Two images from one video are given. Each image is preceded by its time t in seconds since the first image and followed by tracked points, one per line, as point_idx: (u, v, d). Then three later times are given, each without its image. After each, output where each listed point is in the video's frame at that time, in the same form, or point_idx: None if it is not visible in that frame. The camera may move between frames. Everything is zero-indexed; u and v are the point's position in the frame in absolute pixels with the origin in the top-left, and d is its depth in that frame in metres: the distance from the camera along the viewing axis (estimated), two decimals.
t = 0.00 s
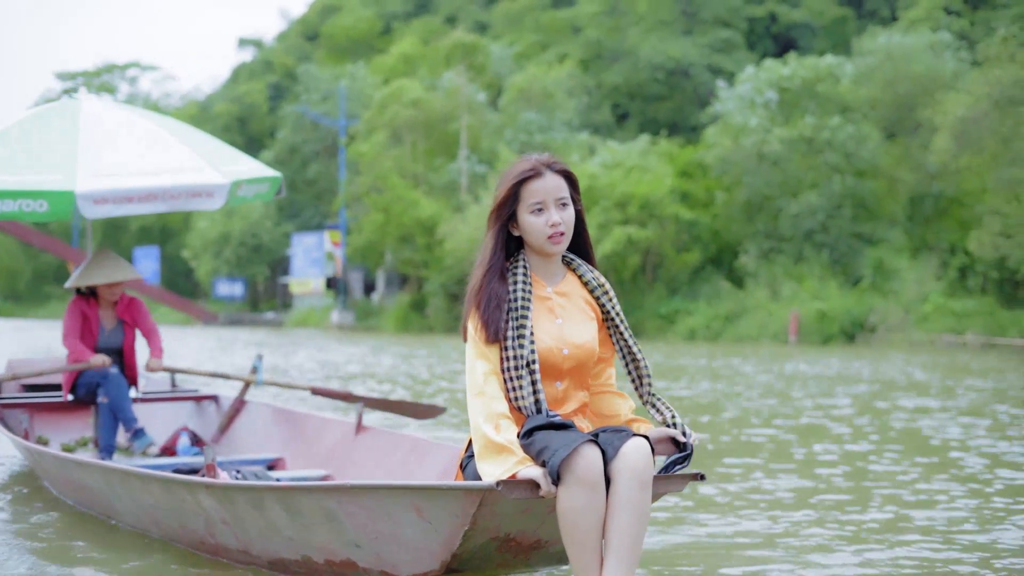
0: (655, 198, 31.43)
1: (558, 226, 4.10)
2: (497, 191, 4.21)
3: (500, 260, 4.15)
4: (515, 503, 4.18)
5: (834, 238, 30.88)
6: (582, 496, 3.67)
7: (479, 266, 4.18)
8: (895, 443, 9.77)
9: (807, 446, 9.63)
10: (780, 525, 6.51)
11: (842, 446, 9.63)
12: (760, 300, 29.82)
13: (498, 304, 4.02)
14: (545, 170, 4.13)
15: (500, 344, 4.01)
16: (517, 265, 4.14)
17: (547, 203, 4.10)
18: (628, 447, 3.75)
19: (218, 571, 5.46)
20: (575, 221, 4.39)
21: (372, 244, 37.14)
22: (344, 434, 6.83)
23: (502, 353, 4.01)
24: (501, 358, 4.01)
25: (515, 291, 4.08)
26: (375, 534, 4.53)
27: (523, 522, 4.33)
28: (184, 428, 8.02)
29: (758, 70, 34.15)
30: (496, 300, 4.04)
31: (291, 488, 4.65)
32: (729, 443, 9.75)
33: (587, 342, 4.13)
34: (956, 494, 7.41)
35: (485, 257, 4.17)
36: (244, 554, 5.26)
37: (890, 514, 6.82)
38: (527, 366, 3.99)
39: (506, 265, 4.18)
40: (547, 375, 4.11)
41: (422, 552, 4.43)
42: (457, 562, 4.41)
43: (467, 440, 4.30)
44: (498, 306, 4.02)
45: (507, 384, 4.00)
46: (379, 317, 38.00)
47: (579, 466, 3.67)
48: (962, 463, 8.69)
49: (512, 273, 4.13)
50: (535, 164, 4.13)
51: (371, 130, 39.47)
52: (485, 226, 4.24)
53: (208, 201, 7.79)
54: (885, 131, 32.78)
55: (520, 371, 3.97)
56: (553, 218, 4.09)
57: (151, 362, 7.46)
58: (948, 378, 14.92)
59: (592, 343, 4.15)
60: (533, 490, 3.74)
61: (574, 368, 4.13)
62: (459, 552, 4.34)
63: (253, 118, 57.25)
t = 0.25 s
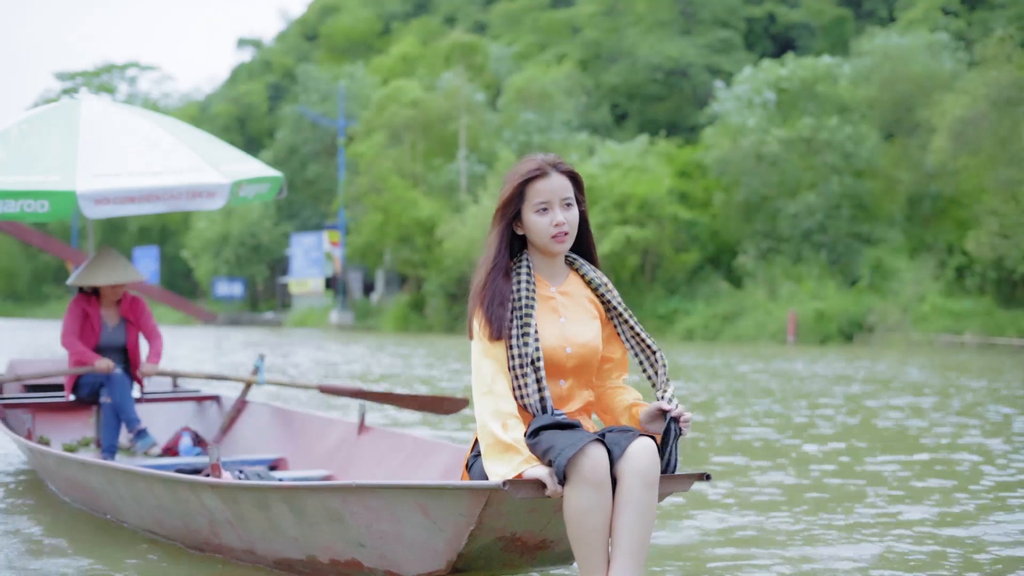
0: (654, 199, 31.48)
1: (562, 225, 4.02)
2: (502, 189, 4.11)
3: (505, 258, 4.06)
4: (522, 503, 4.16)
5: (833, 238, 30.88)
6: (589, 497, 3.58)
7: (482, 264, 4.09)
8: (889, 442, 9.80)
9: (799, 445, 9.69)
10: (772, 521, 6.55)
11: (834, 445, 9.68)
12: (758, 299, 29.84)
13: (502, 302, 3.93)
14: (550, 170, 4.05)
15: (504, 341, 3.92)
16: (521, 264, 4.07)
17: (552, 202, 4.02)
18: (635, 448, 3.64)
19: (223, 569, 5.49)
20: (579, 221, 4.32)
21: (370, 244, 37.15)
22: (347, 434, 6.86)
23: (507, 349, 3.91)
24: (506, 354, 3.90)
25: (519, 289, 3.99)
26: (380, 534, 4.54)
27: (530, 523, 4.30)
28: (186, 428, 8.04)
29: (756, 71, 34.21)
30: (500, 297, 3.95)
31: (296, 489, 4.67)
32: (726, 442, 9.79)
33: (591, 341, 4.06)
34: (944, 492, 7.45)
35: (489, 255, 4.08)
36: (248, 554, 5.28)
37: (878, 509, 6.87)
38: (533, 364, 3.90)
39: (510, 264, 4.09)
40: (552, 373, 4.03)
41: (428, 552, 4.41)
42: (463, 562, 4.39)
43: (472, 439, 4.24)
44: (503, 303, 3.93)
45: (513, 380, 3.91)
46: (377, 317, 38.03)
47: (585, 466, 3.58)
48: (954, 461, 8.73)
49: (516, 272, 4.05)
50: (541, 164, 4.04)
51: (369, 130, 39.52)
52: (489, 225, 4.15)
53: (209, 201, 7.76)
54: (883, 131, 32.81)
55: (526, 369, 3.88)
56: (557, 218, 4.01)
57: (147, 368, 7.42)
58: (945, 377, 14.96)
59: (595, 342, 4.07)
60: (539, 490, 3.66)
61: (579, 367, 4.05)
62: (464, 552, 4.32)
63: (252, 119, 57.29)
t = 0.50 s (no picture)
0: (653, 199, 31.54)
1: (567, 226, 3.99)
2: (508, 189, 4.07)
3: (510, 257, 4.03)
4: (529, 503, 4.15)
5: (831, 238, 30.91)
6: (596, 496, 3.59)
7: (488, 263, 4.05)
8: (886, 442, 9.83)
9: (794, 444, 9.72)
10: (763, 519, 6.59)
11: (829, 445, 9.71)
12: (757, 299, 29.87)
13: (507, 301, 3.91)
14: (557, 171, 4.01)
15: (509, 339, 3.88)
16: (526, 264, 4.02)
17: (557, 203, 3.98)
18: (642, 449, 3.66)
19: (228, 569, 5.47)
20: (583, 222, 4.27)
21: (370, 244, 37.17)
22: (349, 434, 6.88)
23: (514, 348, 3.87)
24: (514, 352, 3.86)
25: (525, 289, 3.95)
26: (387, 534, 4.52)
27: (536, 523, 4.30)
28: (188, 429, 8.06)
29: (755, 71, 34.27)
30: (505, 296, 3.92)
31: (301, 489, 4.66)
32: (724, 442, 9.83)
33: (596, 340, 4.01)
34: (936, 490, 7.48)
35: (495, 253, 4.04)
36: (253, 554, 5.27)
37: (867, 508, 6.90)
38: (539, 363, 3.85)
39: (515, 263, 4.05)
40: (556, 372, 3.97)
41: (433, 552, 4.40)
42: (469, 562, 4.38)
43: (480, 439, 4.25)
44: (508, 302, 3.90)
45: (520, 379, 3.87)
46: (377, 318, 38.08)
47: (591, 466, 3.58)
48: (947, 461, 8.77)
49: (521, 270, 4.01)
50: (547, 165, 4.00)
51: (369, 130, 39.58)
52: (495, 223, 4.10)
53: (211, 201, 7.70)
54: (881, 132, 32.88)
55: (533, 368, 3.83)
56: (563, 219, 3.97)
57: (144, 370, 7.39)
58: (944, 377, 14.98)
59: (600, 339, 4.01)
60: (546, 490, 3.65)
61: (583, 365, 3.99)
62: (470, 552, 4.32)
63: (252, 119, 57.33)
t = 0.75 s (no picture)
0: (652, 199, 31.57)
1: (572, 228, 3.97)
2: (514, 189, 4.06)
3: (516, 256, 4.02)
4: (534, 502, 4.17)
5: (830, 238, 30.93)
6: (604, 494, 3.57)
7: (494, 261, 4.05)
8: (882, 442, 9.87)
9: (788, 444, 9.76)
10: (756, 520, 6.63)
11: (824, 445, 9.74)
12: (756, 299, 29.89)
13: (514, 299, 3.89)
14: (563, 173, 3.99)
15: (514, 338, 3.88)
16: (531, 264, 4.01)
17: (563, 204, 3.97)
18: (650, 449, 3.65)
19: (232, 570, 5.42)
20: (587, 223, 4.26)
21: (369, 244, 37.17)
22: (350, 434, 6.91)
23: (521, 346, 3.86)
24: (520, 350, 3.86)
25: (530, 288, 3.95)
26: (392, 534, 4.49)
27: (541, 523, 4.31)
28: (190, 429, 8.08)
29: (754, 71, 34.30)
30: (511, 294, 3.91)
31: (306, 489, 4.60)
32: (720, 441, 9.86)
33: (600, 340, 4.00)
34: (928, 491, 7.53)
35: (502, 253, 4.04)
36: (258, 553, 5.21)
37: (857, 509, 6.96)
38: (545, 362, 3.86)
39: (520, 264, 4.04)
40: (561, 372, 3.97)
41: (439, 551, 4.40)
42: (474, 561, 4.39)
43: (486, 438, 4.25)
44: (514, 300, 3.89)
45: (528, 377, 3.87)
46: (376, 318, 38.10)
47: (598, 464, 3.56)
48: (946, 461, 8.81)
49: (526, 270, 4.00)
50: (554, 166, 3.98)
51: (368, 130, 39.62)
52: (501, 223, 4.09)
53: (214, 202, 7.71)
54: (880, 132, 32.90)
55: (539, 367, 3.84)
56: (567, 221, 3.95)
57: (144, 369, 7.41)
58: (941, 377, 15.01)
59: (604, 340, 4.01)
60: (552, 490, 3.67)
61: (589, 365, 3.99)
62: (476, 552, 4.33)
63: (252, 119, 57.35)
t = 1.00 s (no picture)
0: (651, 199, 31.62)
1: (576, 228, 3.97)
2: (519, 191, 4.07)
3: (521, 258, 4.03)
4: (539, 504, 4.15)
5: (828, 238, 30.96)
6: (611, 491, 3.56)
7: (499, 263, 4.07)
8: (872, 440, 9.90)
9: (783, 444, 9.75)
10: (751, 519, 6.61)
11: (820, 444, 9.74)
12: (754, 299, 29.92)
13: (517, 300, 3.93)
14: (567, 175, 3.99)
15: (516, 339, 3.92)
16: (535, 266, 4.02)
17: (567, 205, 3.96)
18: (657, 449, 3.62)
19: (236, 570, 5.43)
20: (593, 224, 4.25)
21: (368, 244, 37.19)
22: (353, 434, 6.93)
23: (524, 345, 3.90)
24: (523, 349, 3.90)
25: (534, 289, 3.97)
26: (396, 534, 4.49)
27: (546, 523, 4.30)
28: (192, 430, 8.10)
29: (752, 72, 34.35)
30: (513, 296, 3.94)
31: (312, 489, 4.61)
32: (716, 441, 9.86)
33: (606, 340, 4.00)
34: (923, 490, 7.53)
35: (506, 254, 4.06)
36: (261, 554, 5.22)
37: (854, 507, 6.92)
38: (548, 360, 3.89)
39: (525, 266, 4.06)
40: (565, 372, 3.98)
41: (444, 552, 4.39)
42: (479, 562, 4.38)
43: (492, 439, 4.26)
44: (516, 302, 3.93)
45: (532, 374, 3.91)
46: (376, 317, 38.14)
47: (603, 462, 3.56)
48: (945, 460, 8.84)
49: (530, 273, 4.02)
50: (558, 168, 3.98)
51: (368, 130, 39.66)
52: (507, 224, 4.11)
53: (217, 202, 7.73)
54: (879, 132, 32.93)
55: (542, 365, 3.88)
56: (572, 220, 3.95)
57: (146, 368, 7.46)
58: (937, 377, 15.02)
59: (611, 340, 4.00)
60: (558, 491, 3.66)
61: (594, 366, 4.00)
62: (481, 552, 4.31)
63: (251, 119, 57.38)
